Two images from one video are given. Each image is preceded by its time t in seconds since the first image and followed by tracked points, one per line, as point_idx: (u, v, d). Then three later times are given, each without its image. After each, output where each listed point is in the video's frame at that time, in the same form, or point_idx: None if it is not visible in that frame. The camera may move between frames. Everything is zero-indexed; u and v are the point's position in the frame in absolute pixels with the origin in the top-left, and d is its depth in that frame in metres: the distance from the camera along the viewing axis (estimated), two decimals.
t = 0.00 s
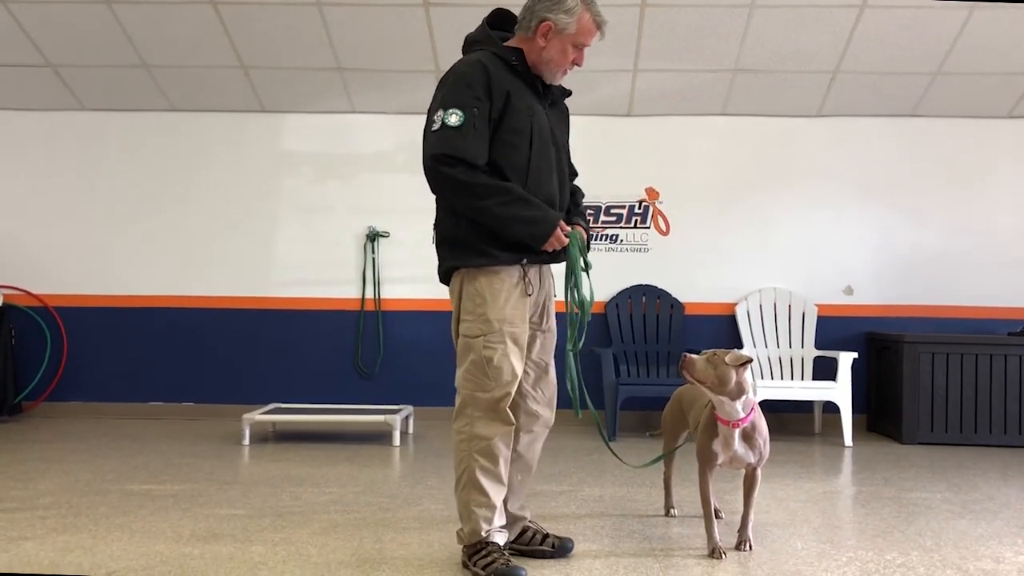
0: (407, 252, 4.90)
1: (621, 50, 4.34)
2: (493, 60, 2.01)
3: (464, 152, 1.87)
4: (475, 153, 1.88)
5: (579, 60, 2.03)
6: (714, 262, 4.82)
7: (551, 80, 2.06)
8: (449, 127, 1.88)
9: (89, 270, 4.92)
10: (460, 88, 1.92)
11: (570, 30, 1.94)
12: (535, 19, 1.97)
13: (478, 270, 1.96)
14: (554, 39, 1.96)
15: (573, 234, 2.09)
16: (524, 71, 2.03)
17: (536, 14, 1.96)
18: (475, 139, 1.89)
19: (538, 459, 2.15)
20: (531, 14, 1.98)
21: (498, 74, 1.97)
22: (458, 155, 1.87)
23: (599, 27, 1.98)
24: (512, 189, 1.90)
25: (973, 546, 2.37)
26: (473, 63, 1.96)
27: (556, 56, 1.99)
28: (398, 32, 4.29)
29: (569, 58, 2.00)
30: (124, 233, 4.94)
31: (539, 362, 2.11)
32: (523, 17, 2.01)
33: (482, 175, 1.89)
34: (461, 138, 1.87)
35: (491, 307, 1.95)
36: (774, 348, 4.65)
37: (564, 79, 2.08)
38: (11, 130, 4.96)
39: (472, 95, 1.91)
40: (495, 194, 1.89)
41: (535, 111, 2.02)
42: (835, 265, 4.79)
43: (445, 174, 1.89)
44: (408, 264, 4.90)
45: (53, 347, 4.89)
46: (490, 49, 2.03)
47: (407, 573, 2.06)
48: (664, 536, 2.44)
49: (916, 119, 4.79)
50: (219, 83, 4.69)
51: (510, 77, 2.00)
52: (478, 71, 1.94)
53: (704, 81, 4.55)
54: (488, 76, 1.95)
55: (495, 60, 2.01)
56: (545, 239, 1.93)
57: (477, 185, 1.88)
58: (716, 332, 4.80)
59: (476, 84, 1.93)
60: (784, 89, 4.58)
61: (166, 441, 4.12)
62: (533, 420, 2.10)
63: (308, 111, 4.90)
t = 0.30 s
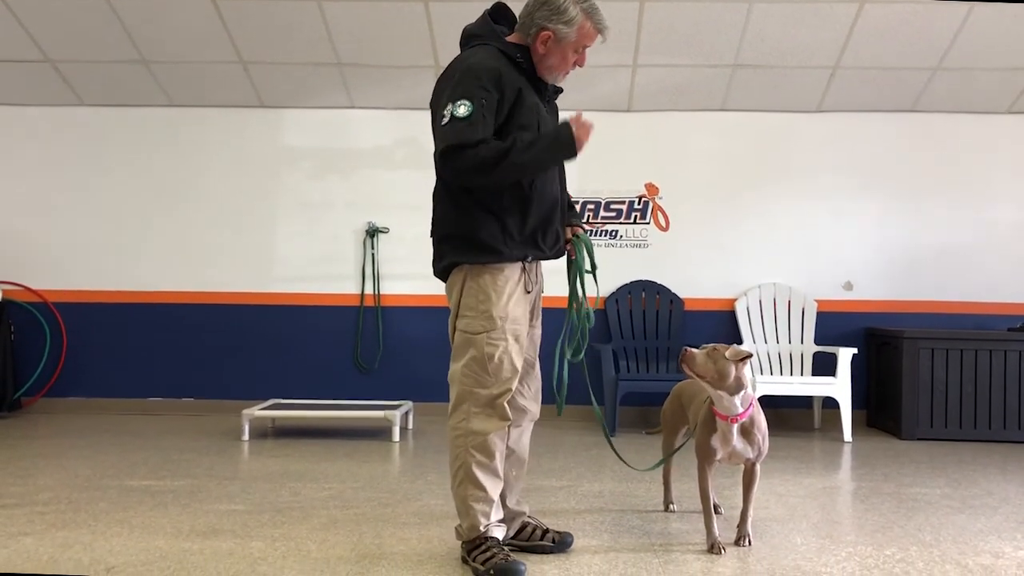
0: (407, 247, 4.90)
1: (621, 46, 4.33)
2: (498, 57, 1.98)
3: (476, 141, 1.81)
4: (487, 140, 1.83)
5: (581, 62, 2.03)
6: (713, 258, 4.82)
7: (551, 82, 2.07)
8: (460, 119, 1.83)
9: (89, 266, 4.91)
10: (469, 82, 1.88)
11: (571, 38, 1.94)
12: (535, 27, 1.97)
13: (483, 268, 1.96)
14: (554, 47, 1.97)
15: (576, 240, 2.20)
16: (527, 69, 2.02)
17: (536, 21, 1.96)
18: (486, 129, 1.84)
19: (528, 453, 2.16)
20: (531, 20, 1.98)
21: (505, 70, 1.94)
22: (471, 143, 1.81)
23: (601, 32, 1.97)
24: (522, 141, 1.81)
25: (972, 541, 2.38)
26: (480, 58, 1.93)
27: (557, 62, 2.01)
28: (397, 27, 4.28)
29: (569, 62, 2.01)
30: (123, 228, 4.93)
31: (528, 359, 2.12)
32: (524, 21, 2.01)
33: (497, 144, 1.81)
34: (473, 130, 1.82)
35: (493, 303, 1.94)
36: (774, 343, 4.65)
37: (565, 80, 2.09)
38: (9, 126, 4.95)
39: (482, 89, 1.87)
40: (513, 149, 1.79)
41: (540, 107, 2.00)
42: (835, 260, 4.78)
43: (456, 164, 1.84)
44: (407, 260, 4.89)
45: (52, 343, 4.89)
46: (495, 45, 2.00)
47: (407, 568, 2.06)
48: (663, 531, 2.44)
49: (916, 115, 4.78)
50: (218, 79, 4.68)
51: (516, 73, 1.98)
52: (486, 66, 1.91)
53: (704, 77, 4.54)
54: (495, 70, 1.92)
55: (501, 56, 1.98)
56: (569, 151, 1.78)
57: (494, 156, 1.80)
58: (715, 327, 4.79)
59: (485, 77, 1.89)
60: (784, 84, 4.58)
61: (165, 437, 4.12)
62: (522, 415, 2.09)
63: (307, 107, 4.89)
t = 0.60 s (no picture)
0: (407, 244, 4.90)
1: (621, 43, 4.33)
2: (499, 53, 1.97)
3: (475, 130, 1.80)
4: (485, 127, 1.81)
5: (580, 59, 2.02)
6: (713, 255, 4.82)
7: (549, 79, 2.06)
8: (459, 110, 1.83)
9: (89, 262, 4.91)
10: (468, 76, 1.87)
11: (569, 32, 1.93)
12: (535, 20, 1.96)
13: (483, 263, 1.95)
14: (553, 40, 1.96)
15: (570, 239, 2.20)
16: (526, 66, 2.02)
17: (536, 14, 1.95)
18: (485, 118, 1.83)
19: (525, 448, 2.16)
20: (531, 13, 1.97)
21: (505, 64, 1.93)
22: (470, 131, 1.80)
23: (599, 29, 1.95)
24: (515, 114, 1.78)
25: (972, 539, 2.38)
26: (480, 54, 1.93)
27: (555, 57, 2.00)
28: (398, 22, 4.28)
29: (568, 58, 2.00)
30: (123, 224, 4.93)
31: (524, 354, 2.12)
32: (524, 15, 2.00)
33: (494, 121, 1.78)
34: (472, 119, 1.81)
35: (491, 299, 1.94)
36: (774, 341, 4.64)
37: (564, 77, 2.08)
38: (9, 121, 4.94)
39: (482, 82, 1.86)
40: (509, 118, 1.76)
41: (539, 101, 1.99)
42: (835, 258, 4.79)
43: (457, 155, 1.83)
44: (407, 256, 4.89)
45: (51, 338, 4.88)
46: (495, 42, 2.01)
47: (406, 564, 2.07)
48: (663, 528, 2.45)
49: (917, 112, 4.78)
50: (218, 74, 4.68)
51: (516, 68, 1.98)
52: (486, 61, 1.91)
53: (704, 74, 4.54)
54: (495, 63, 1.91)
55: (501, 52, 1.98)
56: (562, 101, 1.74)
57: (492, 132, 1.77)
58: (715, 325, 4.79)
59: (484, 69, 1.88)
60: (784, 82, 4.57)
61: (165, 432, 4.12)
62: (518, 412, 2.09)
63: (307, 103, 4.88)
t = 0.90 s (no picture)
0: (408, 242, 4.90)
1: (622, 41, 4.34)
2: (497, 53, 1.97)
3: (471, 134, 1.81)
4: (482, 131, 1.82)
5: (579, 57, 2.01)
6: (714, 254, 4.82)
7: (548, 77, 2.06)
8: (456, 113, 1.83)
9: (90, 259, 4.92)
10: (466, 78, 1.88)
11: (568, 28, 1.93)
12: (534, 16, 1.96)
13: (483, 260, 1.96)
14: (551, 36, 1.96)
15: (570, 237, 2.21)
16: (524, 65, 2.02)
17: (535, 10, 1.95)
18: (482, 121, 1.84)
19: (527, 446, 2.17)
20: (530, 10, 1.97)
21: (502, 65, 1.94)
22: (467, 135, 1.81)
23: (598, 26, 1.95)
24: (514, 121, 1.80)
25: (971, 538, 2.38)
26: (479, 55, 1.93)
27: (554, 54, 1.99)
28: (399, 20, 4.28)
29: (567, 56, 1.99)
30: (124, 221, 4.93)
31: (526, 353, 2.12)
32: (523, 12, 2.00)
33: (491, 125, 1.80)
34: (469, 122, 1.82)
35: (491, 297, 1.95)
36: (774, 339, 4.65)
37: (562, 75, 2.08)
38: (11, 118, 4.95)
39: (480, 84, 1.87)
40: (507, 125, 1.77)
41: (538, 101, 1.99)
42: (835, 257, 4.79)
43: (455, 158, 1.85)
44: (408, 254, 4.90)
45: (53, 335, 4.89)
46: (494, 41, 2.01)
47: (406, 561, 2.07)
48: (663, 526, 2.45)
49: (918, 112, 4.78)
50: (219, 72, 4.68)
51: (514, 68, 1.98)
52: (484, 62, 1.91)
53: (705, 72, 4.54)
54: (492, 64, 1.91)
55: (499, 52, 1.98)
56: (560, 113, 1.76)
57: (489, 136, 1.78)
58: (715, 323, 4.80)
59: (482, 70, 1.89)
60: (785, 81, 4.57)
61: (167, 429, 4.13)
62: (520, 410, 2.10)
63: (308, 101, 4.89)
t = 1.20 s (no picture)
0: (409, 243, 4.91)
1: (625, 42, 4.34)
2: (498, 56, 1.97)
3: (470, 138, 1.81)
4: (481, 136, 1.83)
5: (582, 56, 2.01)
6: (715, 255, 4.82)
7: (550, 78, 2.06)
8: (456, 117, 1.84)
9: (93, 258, 4.92)
10: (466, 81, 1.88)
11: (570, 29, 1.93)
12: (536, 16, 1.97)
13: (485, 261, 1.96)
14: (554, 37, 1.96)
15: (574, 239, 2.21)
16: (526, 67, 2.02)
17: (537, 11, 1.96)
18: (482, 125, 1.84)
19: (529, 447, 2.17)
20: (532, 10, 1.98)
21: (503, 68, 1.94)
22: (467, 139, 1.81)
23: (600, 26, 1.95)
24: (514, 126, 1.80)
25: (972, 541, 2.38)
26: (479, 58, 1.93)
27: (556, 54, 1.99)
28: (402, 20, 4.29)
29: (569, 56, 1.99)
30: (126, 221, 4.94)
31: (528, 354, 2.12)
32: (525, 13, 2.01)
33: (491, 131, 1.80)
34: (469, 127, 1.82)
35: (493, 297, 1.95)
36: (776, 341, 4.64)
37: (565, 75, 2.08)
38: (12, 117, 4.96)
39: (480, 87, 1.87)
40: (506, 131, 1.77)
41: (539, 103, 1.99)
42: (836, 258, 4.78)
43: (455, 162, 1.85)
44: (409, 255, 4.90)
45: (55, 334, 4.90)
46: (496, 43, 2.01)
47: (408, 562, 2.08)
48: (664, 528, 2.45)
49: (920, 115, 4.78)
50: (222, 72, 4.68)
51: (515, 71, 1.98)
52: (484, 65, 1.91)
53: (708, 74, 4.54)
54: (493, 66, 1.91)
55: (500, 55, 1.98)
56: (561, 121, 1.76)
57: (489, 141, 1.78)
58: (717, 325, 4.80)
59: (482, 73, 1.89)
60: (787, 83, 4.57)
61: (168, 429, 4.13)
62: (523, 411, 2.10)
63: (310, 101, 4.89)
